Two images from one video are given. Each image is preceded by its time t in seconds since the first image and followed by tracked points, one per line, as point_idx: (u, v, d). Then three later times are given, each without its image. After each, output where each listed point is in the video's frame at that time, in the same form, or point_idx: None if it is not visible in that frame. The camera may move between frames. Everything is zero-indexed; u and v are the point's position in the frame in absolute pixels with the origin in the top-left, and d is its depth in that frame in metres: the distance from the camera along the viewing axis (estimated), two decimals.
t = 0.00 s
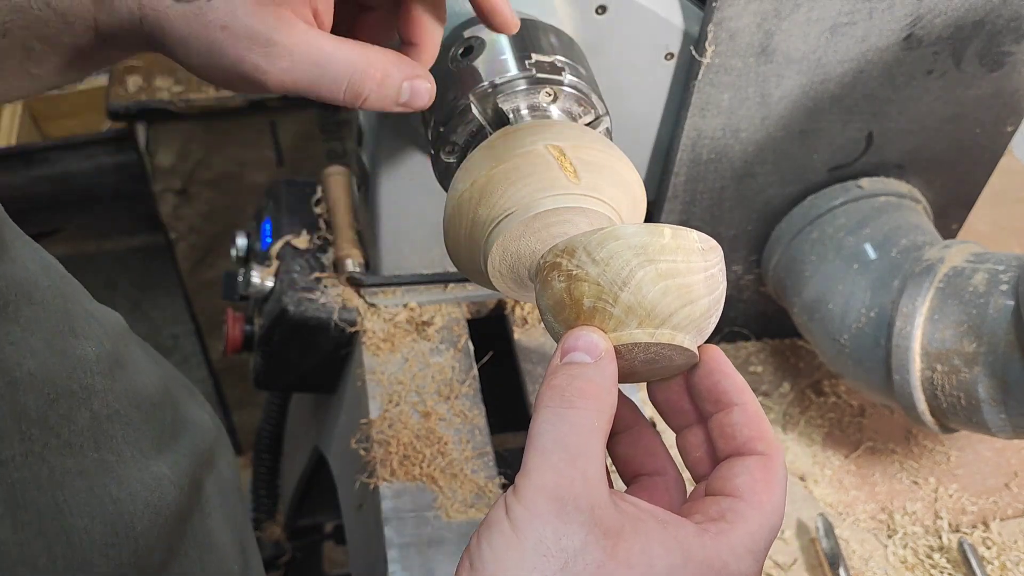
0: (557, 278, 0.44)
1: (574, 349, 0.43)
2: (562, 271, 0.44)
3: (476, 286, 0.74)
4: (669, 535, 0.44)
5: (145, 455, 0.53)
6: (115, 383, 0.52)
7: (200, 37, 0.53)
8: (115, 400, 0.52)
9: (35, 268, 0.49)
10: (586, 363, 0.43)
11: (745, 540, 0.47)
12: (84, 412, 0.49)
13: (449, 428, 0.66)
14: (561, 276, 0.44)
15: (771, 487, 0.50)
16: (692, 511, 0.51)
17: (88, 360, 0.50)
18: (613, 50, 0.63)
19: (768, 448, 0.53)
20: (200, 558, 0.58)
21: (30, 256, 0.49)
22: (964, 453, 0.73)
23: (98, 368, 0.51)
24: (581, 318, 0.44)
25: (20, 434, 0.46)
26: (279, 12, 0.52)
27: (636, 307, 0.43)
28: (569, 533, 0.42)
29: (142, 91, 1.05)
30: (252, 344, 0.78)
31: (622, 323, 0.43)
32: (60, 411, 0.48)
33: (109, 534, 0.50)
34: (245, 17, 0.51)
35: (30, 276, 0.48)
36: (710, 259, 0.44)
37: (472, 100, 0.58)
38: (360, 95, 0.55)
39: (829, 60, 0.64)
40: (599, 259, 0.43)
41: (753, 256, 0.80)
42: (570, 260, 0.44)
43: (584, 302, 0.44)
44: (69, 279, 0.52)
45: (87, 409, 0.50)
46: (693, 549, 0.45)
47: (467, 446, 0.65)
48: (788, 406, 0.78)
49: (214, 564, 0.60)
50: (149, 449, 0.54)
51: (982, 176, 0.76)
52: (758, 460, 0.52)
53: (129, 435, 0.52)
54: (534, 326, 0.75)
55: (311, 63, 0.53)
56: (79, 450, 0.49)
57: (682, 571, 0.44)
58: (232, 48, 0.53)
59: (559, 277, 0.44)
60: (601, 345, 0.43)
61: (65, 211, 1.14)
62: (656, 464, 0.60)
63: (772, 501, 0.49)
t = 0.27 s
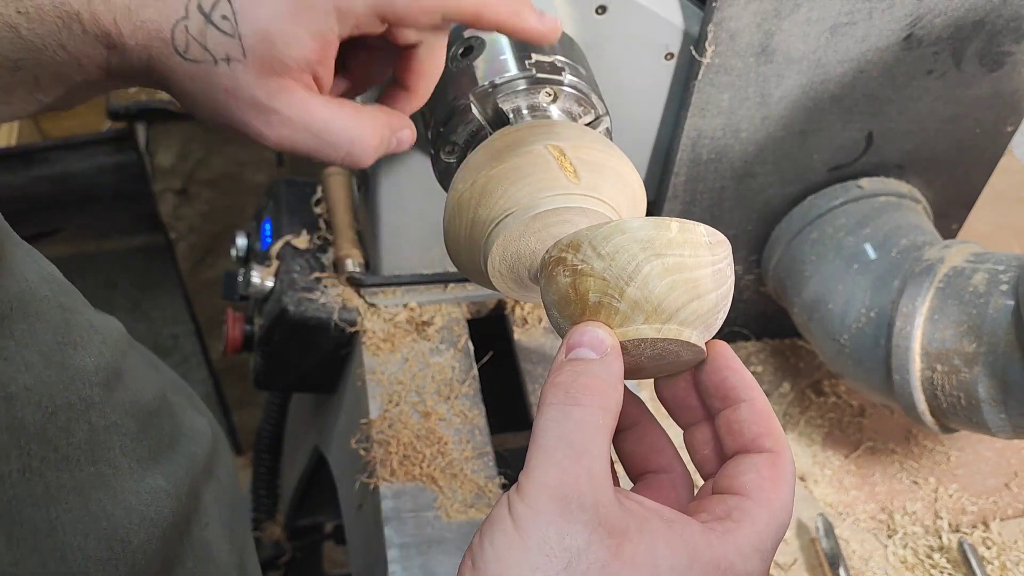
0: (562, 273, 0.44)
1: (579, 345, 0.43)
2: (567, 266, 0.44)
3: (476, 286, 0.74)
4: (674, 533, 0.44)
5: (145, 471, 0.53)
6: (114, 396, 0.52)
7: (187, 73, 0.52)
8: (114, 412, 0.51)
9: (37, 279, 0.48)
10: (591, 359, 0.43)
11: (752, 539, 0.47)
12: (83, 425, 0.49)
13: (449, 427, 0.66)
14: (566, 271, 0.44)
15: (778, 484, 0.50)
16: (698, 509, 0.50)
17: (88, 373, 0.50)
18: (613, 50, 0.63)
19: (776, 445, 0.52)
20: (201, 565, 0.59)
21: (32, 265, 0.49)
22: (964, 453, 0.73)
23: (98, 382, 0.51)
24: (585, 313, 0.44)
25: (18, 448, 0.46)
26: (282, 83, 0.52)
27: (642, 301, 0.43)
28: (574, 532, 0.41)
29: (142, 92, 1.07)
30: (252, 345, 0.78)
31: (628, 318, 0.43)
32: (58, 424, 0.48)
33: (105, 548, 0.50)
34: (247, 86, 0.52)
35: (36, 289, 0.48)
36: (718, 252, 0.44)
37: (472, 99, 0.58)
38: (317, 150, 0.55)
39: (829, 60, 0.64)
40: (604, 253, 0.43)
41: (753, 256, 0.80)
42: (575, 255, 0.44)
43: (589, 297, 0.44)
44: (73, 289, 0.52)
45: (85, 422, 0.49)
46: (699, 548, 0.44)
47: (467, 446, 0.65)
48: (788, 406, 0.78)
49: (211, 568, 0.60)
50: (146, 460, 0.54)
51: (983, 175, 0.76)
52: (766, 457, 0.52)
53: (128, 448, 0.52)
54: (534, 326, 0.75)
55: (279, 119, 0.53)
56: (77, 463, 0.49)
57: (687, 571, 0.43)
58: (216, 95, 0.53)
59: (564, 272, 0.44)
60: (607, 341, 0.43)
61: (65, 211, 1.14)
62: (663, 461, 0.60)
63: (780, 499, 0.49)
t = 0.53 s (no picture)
0: (554, 269, 0.44)
1: (571, 342, 0.43)
2: (559, 261, 0.44)
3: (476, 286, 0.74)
4: (666, 531, 0.44)
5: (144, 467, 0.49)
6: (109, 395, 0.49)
7: (181, 66, 0.49)
8: (111, 408, 0.48)
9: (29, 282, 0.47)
10: (583, 356, 0.43)
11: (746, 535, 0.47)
12: (75, 425, 0.46)
13: (449, 428, 0.66)
14: (559, 267, 0.44)
15: (771, 481, 0.50)
16: (690, 505, 0.50)
17: (82, 371, 0.47)
18: (613, 50, 0.63)
19: (769, 441, 0.53)
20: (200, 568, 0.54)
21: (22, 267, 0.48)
22: (964, 453, 0.74)
23: (92, 380, 0.48)
24: (578, 309, 0.44)
25: (9, 447, 0.42)
26: (341, 141, 0.50)
27: (635, 298, 0.43)
28: (566, 529, 0.41)
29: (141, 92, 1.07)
30: (252, 345, 0.78)
31: (620, 315, 0.43)
32: (48, 424, 0.44)
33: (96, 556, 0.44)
34: (229, 35, 0.48)
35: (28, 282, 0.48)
36: (712, 248, 0.44)
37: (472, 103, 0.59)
38: (343, 132, 0.49)
39: (829, 60, 0.64)
40: (597, 250, 0.42)
41: (753, 256, 0.80)
42: (568, 250, 0.43)
43: (582, 293, 0.43)
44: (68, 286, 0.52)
45: (77, 422, 0.46)
46: (692, 545, 0.44)
47: (467, 446, 0.65)
48: (788, 406, 0.78)
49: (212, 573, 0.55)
50: (146, 458, 0.50)
51: (983, 175, 0.76)
52: (759, 454, 0.52)
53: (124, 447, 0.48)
54: (534, 326, 0.75)
55: (303, 102, 0.48)
56: (70, 461, 0.45)
57: (680, 568, 0.43)
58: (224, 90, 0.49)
59: (556, 268, 0.44)
60: (598, 338, 0.43)
61: (65, 211, 1.14)
62: (655, 454, 0.60)
63: (773, 496, 0.49)
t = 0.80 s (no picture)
0: (524, 262, 0.44)
1: (545, 336, 0.42)
2: (529, 253, 0.43)
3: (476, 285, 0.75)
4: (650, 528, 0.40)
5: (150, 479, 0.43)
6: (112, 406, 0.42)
7: (246, 147, 0.47)
8: (114, 423, 0.42)
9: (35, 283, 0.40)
10: (557, 350, 0.41)
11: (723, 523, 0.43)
12: (76, 438, 0.39)
13: (449, 428, 0.66)
14: (529, 260, 0.43)
15: (744, 464, 0.47)
16: (663, 495, 0.47)
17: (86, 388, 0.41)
18: (613, 50, 0.64)
19: (737, 424, 0.50)
20: None
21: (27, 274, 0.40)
22: (964, 453, 0.74)
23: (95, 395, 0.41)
24: (551, 300, 0.44)
25: (7, 463, 0.36)
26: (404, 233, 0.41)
27: (607, 288, 0.43)
28: (545, 531, 0.38)
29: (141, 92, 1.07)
30: (251, 345, 0.78)
31: (593, 306, 0.43)
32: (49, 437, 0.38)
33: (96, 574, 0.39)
34: (308, 118, 0.47)
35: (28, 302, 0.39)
36: (678, 234, 0.45)
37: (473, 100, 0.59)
38: (405, 204, 0.41)
39: (829, 60, 0.64)
40: (569, 242, 0.42)
41: (753, 256, 0.80)
42: (538, 242, 0.43)
43: (553, 285, 0.43)
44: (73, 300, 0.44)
45: (79, 435, 0.40)
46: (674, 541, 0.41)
47: (468, 446, 0.65)
48: (788, 406, 0.78)
49: None
50: (148, 472, 0.43)
51: (983, 175, 0.76)
52: (728, 438, 0.49)
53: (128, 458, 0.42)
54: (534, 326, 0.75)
55: (366, 173, 0.43)
56: (66, 477, 0.39)
57: (659, 562, 0.40)
58: (274, 152, 0.46)
59: (526, 260, 0.44)
60: (570, 331, 0.42)
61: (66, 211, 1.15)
62: (624, 436, 0.56)
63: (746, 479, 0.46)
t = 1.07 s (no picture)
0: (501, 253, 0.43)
1: (522, 332, 0.41)
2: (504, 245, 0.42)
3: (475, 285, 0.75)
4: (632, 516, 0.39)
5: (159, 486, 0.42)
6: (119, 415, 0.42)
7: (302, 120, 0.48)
8: (122, 432, 0.41)
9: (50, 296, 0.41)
10: (534, 345, 0.40)
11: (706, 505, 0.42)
12: (87, 448, 0.39)
13: (449, 428, 0.66)
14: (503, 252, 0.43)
15: (725, 446, 0.46)
16: (647, 484, 0.45)
17: (87, 398, 0.41)
18: (613, 50, 0.64)
19: (718, 403, 0.49)
20: None
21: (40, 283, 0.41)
22: (964, 453, 0.74)
23: (97, 406, 0.41)
24: (527, 293, 0.43)
25: (14, 475, 0.36)
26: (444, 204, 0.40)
27: (584, 276, 0.42)
28: (525, 524, 0.37)
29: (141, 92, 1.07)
30: (251, 345, 0.78)
31: (570, 294, 0.42)
32: (59, 447, 0.38)
33: None
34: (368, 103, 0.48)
35: (37, 309, 0.40)
36: (651, 220, 0.44)
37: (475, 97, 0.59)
38: (450, 180, 0.40)
39: (829, 60, 0.64)
40: (543, 232, 0.41)
41: (752, 256, 0.80)
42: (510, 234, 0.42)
43: (531, 275, 0.42)
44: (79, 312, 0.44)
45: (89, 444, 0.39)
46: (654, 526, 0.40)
47: (467, 446, 0.65)
48: (788, 406, 0.78)
49: None
50: (155, 481, 0.43)
51: (983, 175, 0.76)
52: (710, 420, 0.47)
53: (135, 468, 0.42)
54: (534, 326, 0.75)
55: (412, 151, 0.43)
56: (75, 489, 0.38)
57: (645, 549, 0.39)
58: (325, 130, 0.47)
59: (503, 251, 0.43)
60: (546, 324, 0.41)
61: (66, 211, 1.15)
62: (611, 430, 0.55)
63: (728, 461, 0.45)
